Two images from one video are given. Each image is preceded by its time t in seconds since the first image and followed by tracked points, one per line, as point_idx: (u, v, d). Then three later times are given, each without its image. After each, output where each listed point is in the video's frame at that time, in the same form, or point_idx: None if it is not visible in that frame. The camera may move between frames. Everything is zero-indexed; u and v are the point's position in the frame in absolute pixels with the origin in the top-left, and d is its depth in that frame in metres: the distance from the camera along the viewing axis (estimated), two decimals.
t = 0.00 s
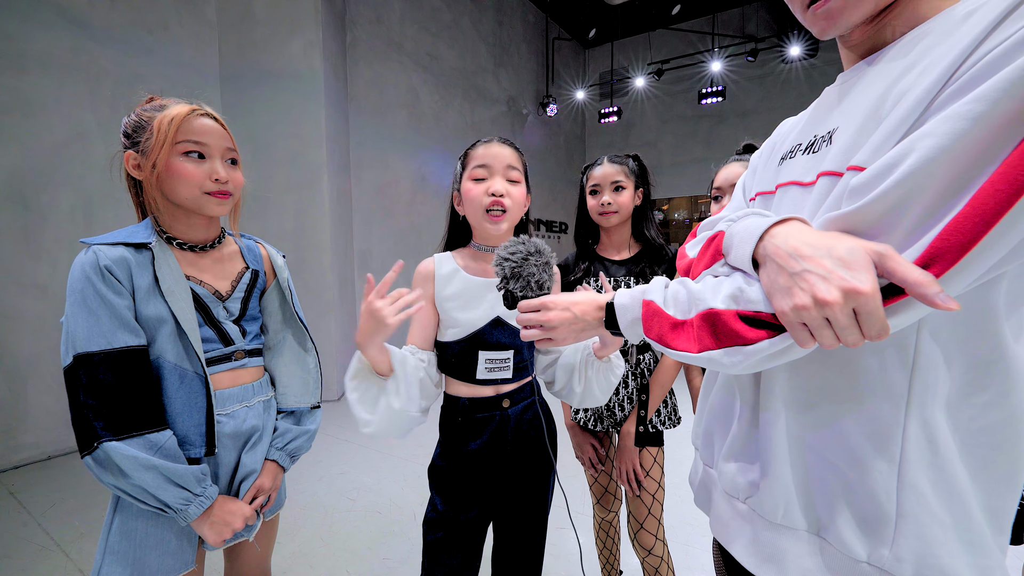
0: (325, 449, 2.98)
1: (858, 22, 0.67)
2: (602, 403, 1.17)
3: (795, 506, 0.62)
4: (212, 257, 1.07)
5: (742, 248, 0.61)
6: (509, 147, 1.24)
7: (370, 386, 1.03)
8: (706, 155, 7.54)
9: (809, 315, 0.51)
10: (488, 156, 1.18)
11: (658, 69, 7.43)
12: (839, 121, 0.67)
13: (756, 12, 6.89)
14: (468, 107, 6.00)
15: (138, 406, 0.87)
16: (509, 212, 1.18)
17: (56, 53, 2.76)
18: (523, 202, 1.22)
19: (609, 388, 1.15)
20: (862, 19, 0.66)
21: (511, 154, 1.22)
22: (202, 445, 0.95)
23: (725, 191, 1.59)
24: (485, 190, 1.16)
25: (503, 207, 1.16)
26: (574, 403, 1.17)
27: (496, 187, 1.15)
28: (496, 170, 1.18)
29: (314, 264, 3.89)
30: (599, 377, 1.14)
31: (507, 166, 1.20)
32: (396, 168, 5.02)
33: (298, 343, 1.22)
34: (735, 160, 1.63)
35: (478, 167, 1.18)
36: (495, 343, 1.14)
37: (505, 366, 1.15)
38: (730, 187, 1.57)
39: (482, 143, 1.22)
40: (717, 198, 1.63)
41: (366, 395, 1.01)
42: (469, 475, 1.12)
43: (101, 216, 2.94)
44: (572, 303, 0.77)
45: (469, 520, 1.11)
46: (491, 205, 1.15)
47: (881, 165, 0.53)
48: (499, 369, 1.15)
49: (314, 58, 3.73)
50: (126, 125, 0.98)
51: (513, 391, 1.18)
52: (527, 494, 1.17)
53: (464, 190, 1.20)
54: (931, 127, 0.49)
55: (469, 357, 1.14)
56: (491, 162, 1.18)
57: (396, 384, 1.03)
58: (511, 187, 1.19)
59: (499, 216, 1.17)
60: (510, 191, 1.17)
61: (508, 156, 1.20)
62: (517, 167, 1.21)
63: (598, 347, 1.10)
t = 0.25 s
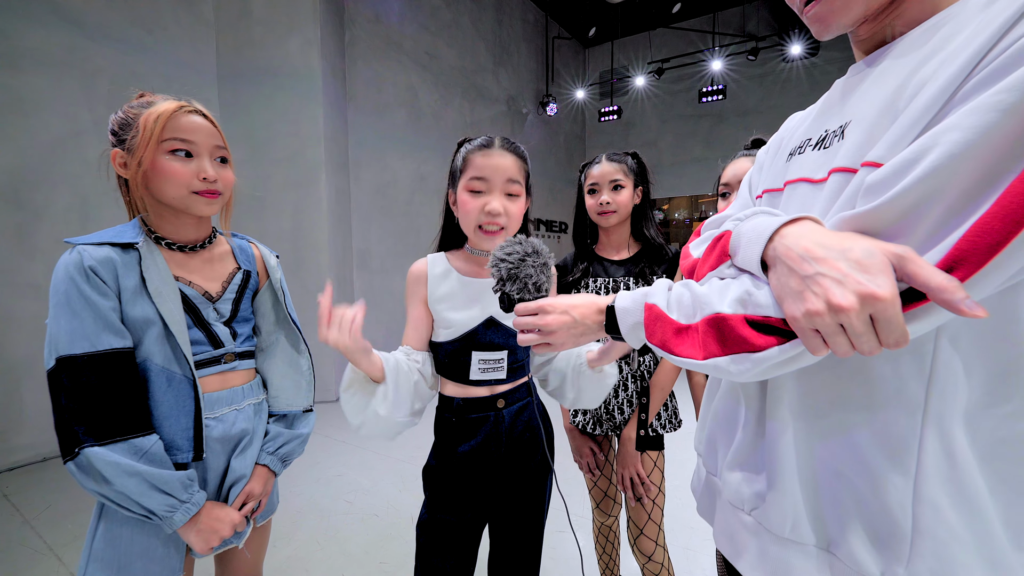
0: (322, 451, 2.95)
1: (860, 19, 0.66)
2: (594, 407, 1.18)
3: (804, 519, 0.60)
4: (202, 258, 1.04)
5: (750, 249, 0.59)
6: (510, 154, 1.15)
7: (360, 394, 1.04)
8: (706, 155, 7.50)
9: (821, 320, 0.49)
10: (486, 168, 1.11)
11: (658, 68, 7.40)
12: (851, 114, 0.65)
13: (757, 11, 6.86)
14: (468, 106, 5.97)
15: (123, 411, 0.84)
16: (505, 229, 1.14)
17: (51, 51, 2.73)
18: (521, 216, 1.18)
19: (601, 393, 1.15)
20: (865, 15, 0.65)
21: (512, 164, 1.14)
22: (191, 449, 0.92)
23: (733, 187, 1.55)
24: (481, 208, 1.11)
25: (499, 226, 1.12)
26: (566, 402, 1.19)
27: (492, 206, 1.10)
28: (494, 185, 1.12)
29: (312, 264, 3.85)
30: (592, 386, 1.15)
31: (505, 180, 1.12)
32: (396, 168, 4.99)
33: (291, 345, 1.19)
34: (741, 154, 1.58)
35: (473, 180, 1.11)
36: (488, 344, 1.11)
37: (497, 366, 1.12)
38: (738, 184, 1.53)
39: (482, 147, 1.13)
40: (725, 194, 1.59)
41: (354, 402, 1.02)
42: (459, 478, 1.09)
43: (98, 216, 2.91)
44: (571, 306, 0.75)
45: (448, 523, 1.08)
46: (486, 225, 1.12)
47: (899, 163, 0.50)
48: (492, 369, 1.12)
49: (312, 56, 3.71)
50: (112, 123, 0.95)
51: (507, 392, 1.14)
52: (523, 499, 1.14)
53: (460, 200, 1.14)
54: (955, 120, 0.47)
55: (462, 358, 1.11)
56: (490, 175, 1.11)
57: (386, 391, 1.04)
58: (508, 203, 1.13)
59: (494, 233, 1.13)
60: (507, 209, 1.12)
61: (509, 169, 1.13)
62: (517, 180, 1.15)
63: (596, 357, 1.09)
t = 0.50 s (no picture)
0: (318, 455, 2.91)
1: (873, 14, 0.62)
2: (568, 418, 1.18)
3: (816, 549, 0.55)
4: (184, 263, 1.00)
5: (758, 260, 0.55)
6: (505, 166, 1.11)
7: (372, 414, 1.02)
8: (705, 155, 7.47)
9: (836, 339, 0.45)
10: (478, 179, 1.06)
11: (658, 68, 7.36)
12: (866, 113, 0.61)
13: (758, 10, 6.82)
14: (467, 106, 5.92)
15: (94, 426, 0.80)
16: (496, 243, 1.09)
17: (43, 50, 2.68)
18: (514, 229, 1.13)
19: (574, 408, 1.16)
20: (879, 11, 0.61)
21: (508, 177, 1.10)
22: (167, 464, 0.88)
23: (739, 190, 1.50)
24: (473, 222, 1.07)
25: (491, 240, 1.08)
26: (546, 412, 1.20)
27: (484, 220, 1.05)
28: (486, 197, 1.07)
29: (308, 265, 3.80)
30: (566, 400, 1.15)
31: (499, 193, 1.08)
32: (394, 168, 4.95)
33: (278, 353, 1.15)
34: (748, 155, 1.53)
35: (465, 192, 1.07)
36: (480, 352, 1.07)
37: (490, 375, 1.08)
38: (743, 186, 1.48)
39: (476, 158, 1.09)
40: (730, 197, 1.55)
41: (368, 423, 1.00)
42: (450, 490, 1.05)
43: (90, 216, 2.86)
44: (569, 318, 0.71)
45: (443, 539, 1.03)
46: (477, 239, 1.07)
47: (921, 166, 0.46)
48: (484, 378, 1.08)
49: (309, 55, 3.66)
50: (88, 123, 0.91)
51: (500, 400, 1.10)
52: (518, 512, 1.09)
53: (451, 212, 1.09)
54: (985, 120, 0.43)
55: (453, 366, 1.07)
56: (483, 188, 1.06)
57: (399, 410, 1.03)
58: (501, 217, 1.09)
59: (485, 247, 1.09)
60: (499, 223, 1.08)
61: (501, 181, 1.08)
62: (511, 193, 1.10)
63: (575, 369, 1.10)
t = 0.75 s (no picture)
0: (312, 461, 2.84)
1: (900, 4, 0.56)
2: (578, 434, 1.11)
3: None
4: (156, 271, 0.94)
5: (773, 271, 0.49)
6: (487, 149, 1.12)
7: (352, 432, 0.94)
8: (705, 154, 7.41)
9: (865, 364, 0.39)
10: (462, 158, 1.06)
11: (658, 67, 7.30)
12: (890, 107, 0.55)
13: (759, 8, 6.76)
14: (465, 105, 5.87)
15: (53, 449, 0.74)
16: (490, 219, 1.06)
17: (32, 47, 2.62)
18: (505, 206, 1.10)
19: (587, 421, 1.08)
20: None
21: (491, 156, 1.11)
22: (134, 487, 0.82)
23: (742, 192, 1.44)
24: (462, 199, 1.04)
25: (483, 215, 1.05)
26: (549, 431, 1.12)
27: (473, 193, 1.04)
28: (473, 174, 1.07)
29: (303, 266, 3.73)
30: (579, 413, 1.08)
31: (484, 169, 1.08)
32: (391, 168, 4.89)
33: (260, 365, 1.10)
34: (749, 155, 1.47)
35: (451, 173, 1.07)
36: (475, 364, 1.01)
37: (485, 390, 1.02)
38: (746, 187, 1.42)
39: (458, 143, 1.11)
40: (732, 199, 1.49)
41: (346, 441, 0.93)
42: (440, 511, 0.99)
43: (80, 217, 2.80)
44: (563, 332, 0.66)
45: (432, 564, 0.98)
46: (469, 214, 1.04)
47: (961, 165, 0.40)
48: (479, 393, 1.02)
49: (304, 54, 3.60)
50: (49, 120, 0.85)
51: (495, 416, 1.04)
52: (510, 534, 1.03)
53: (440, 197, 1.08)
54: None
55: (445, 379, 1.01)
56: (468, 165, 1.06)
57: (378, 428, 0.93)
58: (490, 192, 1.07)
59: (478, 224, 1.05)
60: (489, 197, 1.06)
61: (485, 158, 1.09)
62: (497, 170, 1.10)
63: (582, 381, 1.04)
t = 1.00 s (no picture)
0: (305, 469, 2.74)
1: None
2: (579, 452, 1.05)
3: None
4: (119, 277, 0.87)
5: (804, 281, 0.42)
6: (474, 147, 1.05)
7: (333, 455, 0.85)
8: (705, 154, 7.34)
9: (927, 398, 0.32)
10: (449, 159, 0.99)
11: (658, 66, 7.22)
12: (933, 95, 0.48)
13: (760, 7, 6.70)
14: (463, 104, 5.79)
15: None
16: (482, 222, 0.99)
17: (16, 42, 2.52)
18: (497, 208, 1.04)
19: (587, 440, 1.03)
20: None
21: (478, 155, 1.03)
22: (87, 517, 0.77)
23: (745, 190, 1.38)
24: (453, 202, 0.97)
25: (476, 217, 0.98)
26: (547, 451, 1.07)
27: (464, 196, 0.97)
28: (461, 175, 0.99)
29: (297, 266, 3.63)
30: (577, 433, 1.02)
31: (473, 170, 1.01)
32: (388, 167, 4.81)
33: (234, 377, 1.05)
34: (756, 151, 1.41)
35: (439, 176, 0.99)
36: (466, 377, 0.94)
37: (477, 405, 0.95)
38: (752, 184, 1.35)
39: (443, 143, 1.03)
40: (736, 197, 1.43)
41: (327, 465, 0.85)
42: (433, 539, 0.92)
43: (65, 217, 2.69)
44: (556, 345, 0.57)
45: None
46: (461, 218, 0.97)
47: None
48: (472, 408, 0.95)
49: (299, 51, 3.52)
50: None
51: (487, 435, 0.98)
52: (509, 563, 0.96)
53: (428, 201, 1.01)
54: None
55: (434, 394, 0.94)
56: (455, 166, 0.99)
57: (362, 447, 0.85)
58: (481, 193, 1.00)
59: (470, 228, 0.98)
60: (480, 198, 0.99)
61: (473, 157, 1.01)
62: (486, 169, 1.03)
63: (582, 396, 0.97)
